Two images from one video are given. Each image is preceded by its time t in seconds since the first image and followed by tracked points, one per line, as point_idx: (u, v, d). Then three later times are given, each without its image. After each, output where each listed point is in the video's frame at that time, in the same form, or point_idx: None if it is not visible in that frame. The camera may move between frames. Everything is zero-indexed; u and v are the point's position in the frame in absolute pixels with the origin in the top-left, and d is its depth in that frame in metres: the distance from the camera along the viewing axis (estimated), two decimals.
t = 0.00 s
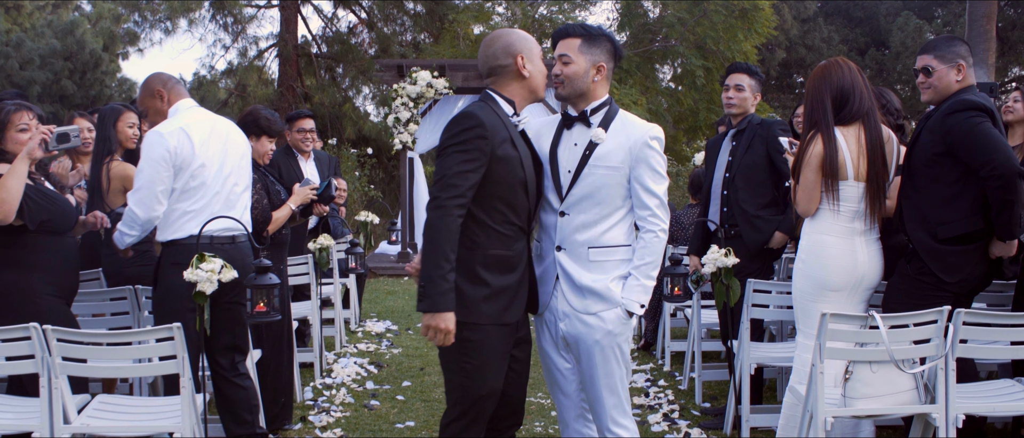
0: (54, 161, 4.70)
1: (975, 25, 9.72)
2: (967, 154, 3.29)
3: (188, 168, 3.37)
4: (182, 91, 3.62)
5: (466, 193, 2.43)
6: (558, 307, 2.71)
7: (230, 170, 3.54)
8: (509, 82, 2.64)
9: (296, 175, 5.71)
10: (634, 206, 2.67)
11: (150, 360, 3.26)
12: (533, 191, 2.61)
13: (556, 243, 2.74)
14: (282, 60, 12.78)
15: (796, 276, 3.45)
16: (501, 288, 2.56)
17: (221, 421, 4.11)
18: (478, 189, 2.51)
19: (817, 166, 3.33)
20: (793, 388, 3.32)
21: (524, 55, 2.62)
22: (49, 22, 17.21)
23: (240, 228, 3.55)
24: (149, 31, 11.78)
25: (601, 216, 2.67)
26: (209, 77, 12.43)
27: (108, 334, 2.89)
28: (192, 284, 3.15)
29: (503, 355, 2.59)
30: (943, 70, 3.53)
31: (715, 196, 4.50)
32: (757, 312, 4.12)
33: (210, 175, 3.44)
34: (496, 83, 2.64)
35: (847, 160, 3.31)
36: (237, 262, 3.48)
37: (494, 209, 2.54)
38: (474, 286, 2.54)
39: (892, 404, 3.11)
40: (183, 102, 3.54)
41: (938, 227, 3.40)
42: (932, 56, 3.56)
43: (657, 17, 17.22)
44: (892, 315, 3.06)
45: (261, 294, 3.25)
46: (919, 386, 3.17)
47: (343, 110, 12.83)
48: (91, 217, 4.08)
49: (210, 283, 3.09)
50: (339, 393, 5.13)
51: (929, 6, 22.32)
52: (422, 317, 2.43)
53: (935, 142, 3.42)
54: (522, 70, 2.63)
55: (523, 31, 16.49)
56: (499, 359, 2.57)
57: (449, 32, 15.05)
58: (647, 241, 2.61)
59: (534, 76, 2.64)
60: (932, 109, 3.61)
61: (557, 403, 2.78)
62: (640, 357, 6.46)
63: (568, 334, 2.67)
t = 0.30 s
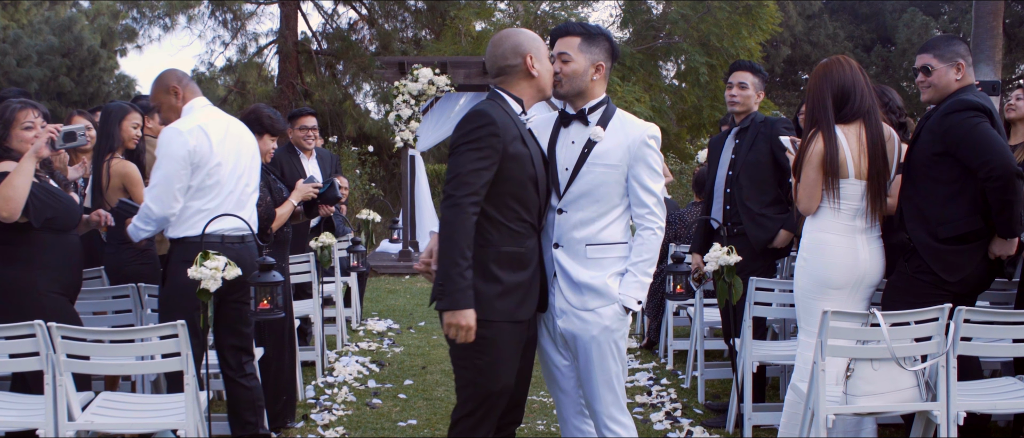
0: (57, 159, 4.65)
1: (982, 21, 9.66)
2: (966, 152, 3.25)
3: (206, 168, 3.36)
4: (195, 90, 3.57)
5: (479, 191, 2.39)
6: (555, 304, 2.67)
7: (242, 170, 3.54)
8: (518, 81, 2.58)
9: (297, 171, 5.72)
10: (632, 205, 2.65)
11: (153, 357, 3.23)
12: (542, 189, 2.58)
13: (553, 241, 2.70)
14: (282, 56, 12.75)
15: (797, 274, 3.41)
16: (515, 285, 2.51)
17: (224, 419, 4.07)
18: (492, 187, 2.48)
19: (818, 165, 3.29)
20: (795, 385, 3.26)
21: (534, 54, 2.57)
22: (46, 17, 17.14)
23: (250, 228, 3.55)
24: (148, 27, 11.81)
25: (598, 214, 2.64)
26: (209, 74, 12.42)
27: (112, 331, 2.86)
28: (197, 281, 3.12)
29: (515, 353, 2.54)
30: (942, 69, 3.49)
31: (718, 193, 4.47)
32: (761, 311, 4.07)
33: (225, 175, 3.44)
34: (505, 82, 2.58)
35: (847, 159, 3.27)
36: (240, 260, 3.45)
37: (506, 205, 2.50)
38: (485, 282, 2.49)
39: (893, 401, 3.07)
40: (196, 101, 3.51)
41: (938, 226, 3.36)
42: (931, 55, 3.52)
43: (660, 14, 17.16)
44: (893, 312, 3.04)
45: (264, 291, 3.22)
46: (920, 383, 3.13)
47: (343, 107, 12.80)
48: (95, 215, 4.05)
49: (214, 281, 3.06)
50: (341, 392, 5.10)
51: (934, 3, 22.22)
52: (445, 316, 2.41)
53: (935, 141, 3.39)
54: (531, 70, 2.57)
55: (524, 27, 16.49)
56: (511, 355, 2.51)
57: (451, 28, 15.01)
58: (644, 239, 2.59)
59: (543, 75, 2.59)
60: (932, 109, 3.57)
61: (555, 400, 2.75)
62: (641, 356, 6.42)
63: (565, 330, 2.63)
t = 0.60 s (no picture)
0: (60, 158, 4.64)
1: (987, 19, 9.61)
2: (964, 150, 3.21)
3: (223, 165, 3.36)
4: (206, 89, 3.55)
5: (492, 190, 2.36)
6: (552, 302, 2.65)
7: (254, 169, 3.54)
8: (524, 83, 2.53)
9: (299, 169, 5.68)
10: (629, 204, 2.61)
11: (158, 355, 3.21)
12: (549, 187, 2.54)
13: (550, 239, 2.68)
14: (282, 54, 12.73)
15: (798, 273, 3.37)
16: (527, 283, 2.48)
17: (226, 418, 4.04)
18: (503, 185, 2.44)
19: (818, 164, 3.26)
20: (796, 384, 3.23)
21: (538, 55, 2.52)
22: (43, 14, 17.08)
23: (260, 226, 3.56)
24: (147, 24, 11.80)
25: (595, 212, 2.61)
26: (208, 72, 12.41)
27: (114, 329, 2.83)
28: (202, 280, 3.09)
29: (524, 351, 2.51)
30: (941, 68, 3.46)
31: (720, 192, 4.43)
32: (763, 310, 4.04)
33: (239, 173, 3.44)
34: (512, 83, 2.54)
35: (847, 157, 3.24)
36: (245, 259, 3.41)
37: (517, 203, 2.46)
38: (498, 280, 2.45)
39: (894, 400, 3.04)
40: (210, 101, 3.49)
41: (937, 225, 3.32)
42: (930, 55, 3.48)
43: (663, 12, 17.12)
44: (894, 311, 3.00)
45: (266, 290, 3.19)
46: (921, 381, 3.10)
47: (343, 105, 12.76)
48: (97, 214, 4.03)
49: (219, 279, 3.02)
50: (343, 391, 5.07)
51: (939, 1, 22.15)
52: (470, 315, 2.38)
53: (934, 141, 3.35)
54: (537, 71, 2.53)
55: (526, 25, 16.49)
56: (521, 353, 2.48)
57: (452, 26, 14.99)
58: (641, 239, 2.56)
59: (548, 76, 2.55)
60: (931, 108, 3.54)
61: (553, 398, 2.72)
62: (643, 355, 6.39)
63: (561, 328, 2.61)
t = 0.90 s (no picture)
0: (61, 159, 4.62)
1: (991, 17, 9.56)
2: (964, 149, 3.17)
3: (237, 165, 3.34)
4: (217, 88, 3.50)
5: (500, 191, 2.34)
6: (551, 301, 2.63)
7: (264, 169, 3.52)
8: (527, 85, 2.50)
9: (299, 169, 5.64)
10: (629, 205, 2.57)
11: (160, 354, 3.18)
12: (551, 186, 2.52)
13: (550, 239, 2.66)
14: (280, 53, 12.70)
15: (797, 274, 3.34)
16: (533, 282, 2.45)
17: (228, 418, 4.00)
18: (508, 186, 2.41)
19: (817, 165, 3.23)
20: (796, 384, 3.19)
21: (540, 58, 2.49)
22: (39, 13, 17.02)
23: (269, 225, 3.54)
24: (145, 23, 11.77)
25: (594, 212, 2.58)
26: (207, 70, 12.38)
27: (117, 329, 2.79)
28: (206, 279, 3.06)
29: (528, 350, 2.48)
30: (940, 69, 3.42)
31: (720, 192, 4.40)
32: (763, 310, 4.00)
33: (251, 173, 3.42)
34: (516, 85, 2.51)
35: (846, 158, 3.21)
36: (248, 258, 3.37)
37: (522, 202, 2.43)
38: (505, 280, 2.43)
39: (894, 399, 3.00)
40: (221, 100, 3.45)
41: (938, 224, 3.28)
42: (930, 56, 3.44)
43: (665, 11, 17.08)
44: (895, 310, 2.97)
45: (269, 289, 3.16)
46: (920, 381, 3.06)
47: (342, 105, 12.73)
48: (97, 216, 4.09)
49: (222, 279, 3.00)
50: (344, 392, 5.04)
51: None
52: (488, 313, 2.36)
53: (935, 140, 3.31)
54: (539, 73, 2.49)
55: (528, 24, 16.50)
56: (525, 351, 2.45)
57: (453, 25, 14.96)
58: (638, 239, 2.51)
59: (550, 79, 2.51)
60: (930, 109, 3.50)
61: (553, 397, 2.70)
62: (644, 356, 6.35)
63: (559, 327, 2.58)
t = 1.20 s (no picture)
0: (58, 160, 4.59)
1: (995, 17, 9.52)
2: (963, 149, 3.14)
3: (246, 165, 3.31)
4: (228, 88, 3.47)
5: (502, 191, 2.31)
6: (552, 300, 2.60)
7: (272, 170, 3.50)
8: (529, 88, 2.47)
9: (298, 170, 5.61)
10: (629, 205, 2.54)
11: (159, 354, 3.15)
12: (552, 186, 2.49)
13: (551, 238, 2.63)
14: (279, 53, 12.67)
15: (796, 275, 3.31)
16: (532, 282, 2.42)
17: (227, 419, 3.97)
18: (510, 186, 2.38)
19: (816, 165, 3.20)
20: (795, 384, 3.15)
21: (542, 60, 2.46)
22: (36, 13, 16.95)
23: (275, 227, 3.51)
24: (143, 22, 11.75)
25: (595, 212, 2.55)
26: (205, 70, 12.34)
27: (117, 329, 2.76)
28: (207, 278, 3.03)
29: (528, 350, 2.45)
30: (940, 69, 3.39)
31: (720, 193, 4.37)
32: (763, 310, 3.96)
33: (260, 174, 3.40)
34: (517, 88, 2.48)
35: (844, 158, 3.18)
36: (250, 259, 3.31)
37: (522, 202, 2.40)
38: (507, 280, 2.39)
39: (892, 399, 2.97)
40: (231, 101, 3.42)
41: (940, 224, 3.25)
42: (930, 56, 3.41)
43: (666, 11, 17.04)
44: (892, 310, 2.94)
45: (270, 289, 3.13)
46: (919, 381, 3.03)
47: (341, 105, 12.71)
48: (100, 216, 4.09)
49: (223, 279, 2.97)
50: (343, 393, 5.00)
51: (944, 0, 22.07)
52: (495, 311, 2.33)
53: (935, 140, 3.28)
54: (541, 76, 2.46)
55: (529, 24, 16.55)
56: (525, 351, 2.42)
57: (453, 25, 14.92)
58: (638, 239, 2.48)
59: (553, 81, 2.48)
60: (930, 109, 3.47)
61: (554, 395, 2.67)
62: (644, 357, 6.32)
63: (560, 326, 2.55)
